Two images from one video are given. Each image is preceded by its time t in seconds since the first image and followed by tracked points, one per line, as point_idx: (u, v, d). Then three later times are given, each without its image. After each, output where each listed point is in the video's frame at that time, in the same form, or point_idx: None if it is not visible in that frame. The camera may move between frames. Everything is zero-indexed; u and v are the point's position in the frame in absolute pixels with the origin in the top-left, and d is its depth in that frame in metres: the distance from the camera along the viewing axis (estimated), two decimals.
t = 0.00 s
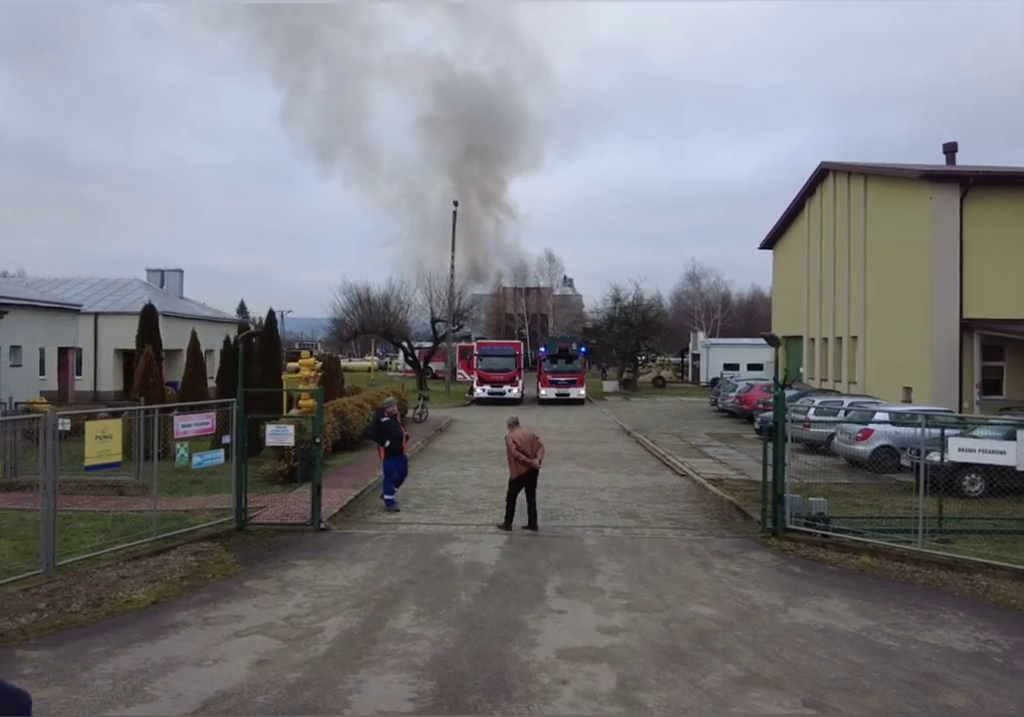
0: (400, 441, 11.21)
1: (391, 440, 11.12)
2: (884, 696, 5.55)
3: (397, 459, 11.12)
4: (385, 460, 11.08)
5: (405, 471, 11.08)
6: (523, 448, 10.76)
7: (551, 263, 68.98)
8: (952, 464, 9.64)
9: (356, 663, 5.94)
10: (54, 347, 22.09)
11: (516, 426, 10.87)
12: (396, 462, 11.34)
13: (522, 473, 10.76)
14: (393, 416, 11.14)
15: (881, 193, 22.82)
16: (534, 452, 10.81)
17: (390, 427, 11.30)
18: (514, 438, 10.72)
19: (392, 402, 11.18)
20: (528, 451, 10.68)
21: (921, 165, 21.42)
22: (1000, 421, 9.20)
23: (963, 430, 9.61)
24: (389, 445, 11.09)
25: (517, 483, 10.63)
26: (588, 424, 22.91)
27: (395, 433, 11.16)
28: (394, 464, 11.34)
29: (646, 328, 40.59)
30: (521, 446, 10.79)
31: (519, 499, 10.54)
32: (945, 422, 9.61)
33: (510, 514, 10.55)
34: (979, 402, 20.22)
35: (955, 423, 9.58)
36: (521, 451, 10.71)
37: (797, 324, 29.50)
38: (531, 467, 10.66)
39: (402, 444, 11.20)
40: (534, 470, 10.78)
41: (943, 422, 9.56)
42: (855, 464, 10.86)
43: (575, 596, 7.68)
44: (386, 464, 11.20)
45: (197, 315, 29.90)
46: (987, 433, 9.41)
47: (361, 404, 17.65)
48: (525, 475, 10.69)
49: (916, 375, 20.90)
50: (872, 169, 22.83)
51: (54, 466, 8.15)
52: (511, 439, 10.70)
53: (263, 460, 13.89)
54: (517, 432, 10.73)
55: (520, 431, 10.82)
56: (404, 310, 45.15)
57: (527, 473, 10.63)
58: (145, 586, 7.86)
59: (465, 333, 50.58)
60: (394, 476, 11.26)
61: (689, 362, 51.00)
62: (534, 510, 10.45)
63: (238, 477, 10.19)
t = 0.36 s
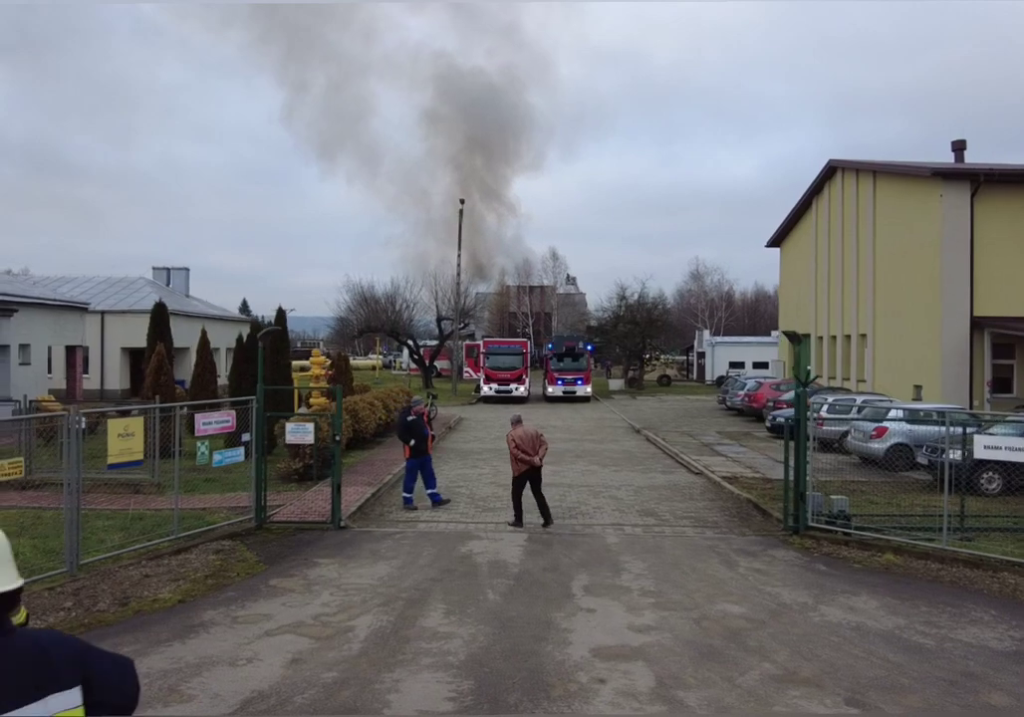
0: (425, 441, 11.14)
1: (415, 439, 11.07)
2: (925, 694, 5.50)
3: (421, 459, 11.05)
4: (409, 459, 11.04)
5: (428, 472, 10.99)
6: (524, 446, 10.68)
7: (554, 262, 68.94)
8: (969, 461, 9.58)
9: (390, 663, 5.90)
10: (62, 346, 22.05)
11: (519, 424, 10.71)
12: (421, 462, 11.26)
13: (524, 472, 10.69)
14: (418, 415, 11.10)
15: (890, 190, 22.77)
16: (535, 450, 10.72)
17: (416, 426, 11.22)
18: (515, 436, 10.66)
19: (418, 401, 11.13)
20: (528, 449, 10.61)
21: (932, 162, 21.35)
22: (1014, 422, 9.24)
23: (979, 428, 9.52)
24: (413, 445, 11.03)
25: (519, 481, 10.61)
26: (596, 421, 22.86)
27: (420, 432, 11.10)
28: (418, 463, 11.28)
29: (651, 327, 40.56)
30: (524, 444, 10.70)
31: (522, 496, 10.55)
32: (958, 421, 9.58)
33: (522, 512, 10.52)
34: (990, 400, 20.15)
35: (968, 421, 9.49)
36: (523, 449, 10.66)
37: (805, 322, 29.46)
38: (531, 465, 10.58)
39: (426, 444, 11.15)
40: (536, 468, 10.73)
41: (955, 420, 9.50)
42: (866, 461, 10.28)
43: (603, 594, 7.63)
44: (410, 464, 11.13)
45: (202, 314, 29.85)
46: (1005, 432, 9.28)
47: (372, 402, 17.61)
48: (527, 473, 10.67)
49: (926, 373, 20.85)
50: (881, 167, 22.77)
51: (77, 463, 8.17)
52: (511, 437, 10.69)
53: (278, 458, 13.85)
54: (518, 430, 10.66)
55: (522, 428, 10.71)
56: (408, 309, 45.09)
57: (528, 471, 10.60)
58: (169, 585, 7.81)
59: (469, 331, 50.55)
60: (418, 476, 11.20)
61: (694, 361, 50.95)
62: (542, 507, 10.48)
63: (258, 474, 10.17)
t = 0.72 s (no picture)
0: (448, 443, 11.08)
1: (438, 440, 10.98)
2: (954, 698, 5.47)
3: (444, 460, 10.95)
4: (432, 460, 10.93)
5: (449, 475, 10.87)
6: (533, 447, 10.58)
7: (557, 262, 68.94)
8: (982, 463, 9.56)
9: (415, 668, 5.86)
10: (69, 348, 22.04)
11: (528, 423, 10.58)
12: (444, 465, 11.11)
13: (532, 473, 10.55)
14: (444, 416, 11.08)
15: (897, 190, 22.74)
16: (543, 451, 10.56)
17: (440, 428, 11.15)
18: (524, 437, 10.59)
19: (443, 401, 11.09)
20: (536, 451, 10.50)
21: (939, 161, 21.29)
22: None
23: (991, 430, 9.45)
24: (437, 446, 10.94)
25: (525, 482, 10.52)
26: (604, 422, 22.82)
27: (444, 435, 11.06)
28: (441, 466, 11.17)
29: (656, 327, 40.53)
30: (532, 445, 10.61)
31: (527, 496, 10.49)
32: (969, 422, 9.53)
33: (534, 513, 10.48)
34: (998, 401, 20.13)
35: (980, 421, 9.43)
36: (530, 450, 10.55)
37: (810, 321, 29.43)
38: (537, 464, 10.42)
39: (450, 445, 11.07)
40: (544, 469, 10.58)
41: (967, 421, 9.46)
42: (878, 461, 10.42)
43: (623, 598, 7.59)
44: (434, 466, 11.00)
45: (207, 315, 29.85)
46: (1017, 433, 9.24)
47: (380, 403, 17.60)
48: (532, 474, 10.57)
49: (933, 373, 20.84)
50: (887, 166, 22.74)
51: (94, 467, 8.13)
52: (519, 437, 10.62)
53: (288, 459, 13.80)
54: (527, 430, 10.59)
55: (532, 428, 10.64)
56: (411, 310, 45.09)
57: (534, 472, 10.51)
58: (187, 590, 7.76)
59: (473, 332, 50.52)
60: (439, 479, 11.10)
61: (698, 360, 50.92)
62: (541, 508, 10.44)
63: (272, 478, 10.12)
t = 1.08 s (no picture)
0: (474, 442, 11.04)
1: (464, 440, 10.95)
2: (986, 697, 5.48)
3: (470, 460, 10.91)
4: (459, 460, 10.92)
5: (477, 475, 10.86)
6: (548, 446, 10.56)
7: (560, 263, 68.97)
8: (995, 462, 9.55)
9: (445, 668, 5.86)
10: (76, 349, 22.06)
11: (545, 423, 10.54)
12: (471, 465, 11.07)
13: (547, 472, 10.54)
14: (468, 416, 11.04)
15: (904, 189, 22.76)
16: (559, 451, 10.53)
17: (466, 428, 11.10)
18: (540, 436, 10.57)
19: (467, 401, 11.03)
20: (551, 450, 10.48)
21: (946, 161, 21.30)
22: None
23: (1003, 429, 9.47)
24: (462, 446, 10.92)
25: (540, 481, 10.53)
26: (611, 422, 22.82)
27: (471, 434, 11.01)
28: (469, 465, 11.14)
29: (660, 327, 40.51)
30: (548, 444, 10.58)
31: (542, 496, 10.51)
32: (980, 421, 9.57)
33: (551, 513, 10.49)
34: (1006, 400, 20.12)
35: (991, 421, 9.46)
36: (546, 449, 10.52)
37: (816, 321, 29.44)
38: (549, 465, 10.41)
39: (476, 445, 11.03)
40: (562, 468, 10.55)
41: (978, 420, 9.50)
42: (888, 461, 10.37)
43: (646, 598, 7.59)
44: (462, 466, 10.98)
45: (212, 316, 29.87)
46: None
47: (389, 404, 17.60)
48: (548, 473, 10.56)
49: (941, 372, 20.84)
50: (894, 166, 22.76)
51: (115, 467, 8.15)
52: (534, 437, 10.60)
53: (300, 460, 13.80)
54: (544, 428, 10.55)
55: (548, 427, 10.60)
56: (415, 310, 45.09)
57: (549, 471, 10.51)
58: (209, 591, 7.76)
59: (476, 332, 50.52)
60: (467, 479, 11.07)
61: (702, 360, 50.92)
62: (556, 508, 10.44)
63: (290, 478, 10.12)
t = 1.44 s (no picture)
0: (494, 446, 10.99)
1: (484, 444, 10.91)
2: (1013, 701, 5.45)
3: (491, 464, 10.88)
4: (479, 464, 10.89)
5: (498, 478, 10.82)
6: (563, 447, 10.53)
7: (561, 264, 69.06)
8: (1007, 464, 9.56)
9: (467, 672, 5.83)
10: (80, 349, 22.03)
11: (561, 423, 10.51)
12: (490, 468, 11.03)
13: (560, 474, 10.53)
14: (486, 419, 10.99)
15: (908, 191, 22.77)
16: (574, 452, 10.51)
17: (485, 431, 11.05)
18: (555, 436, 10.54)
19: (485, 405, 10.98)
20: (565, 451, 10.47)
21: (951, 162, 21.30)
22: None
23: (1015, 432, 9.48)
24: (483, 450, 10.88)
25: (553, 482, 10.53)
26: (616, 423, 22.82)
27: (490, 437, 10.97)
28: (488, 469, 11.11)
29: (662, 327, 40.51)
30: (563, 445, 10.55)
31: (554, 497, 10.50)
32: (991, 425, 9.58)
33: (562, 514, 10.46)
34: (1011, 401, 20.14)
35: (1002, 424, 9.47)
36: (561, 450, 10.50)
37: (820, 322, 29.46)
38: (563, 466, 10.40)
39: (496, 449, 10.99)
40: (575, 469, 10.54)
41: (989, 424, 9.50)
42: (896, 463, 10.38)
43: (663, 601, 7.56)
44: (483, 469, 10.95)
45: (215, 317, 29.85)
46: None
47: (395, 405, 17.59)
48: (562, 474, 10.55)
49: (946, 373, 20.86)
50: (898, 167, 22.77)
51: (129, 469, 8.10)
52: (549, 437, 10.57)
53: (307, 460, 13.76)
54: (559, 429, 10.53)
55: (563, 428, 10.57)
56: (417, 311, 45.10)
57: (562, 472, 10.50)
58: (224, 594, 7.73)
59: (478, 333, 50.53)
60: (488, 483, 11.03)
61: (704, 361, 50.97)
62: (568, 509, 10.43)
63: (301, 480, 10.09)
